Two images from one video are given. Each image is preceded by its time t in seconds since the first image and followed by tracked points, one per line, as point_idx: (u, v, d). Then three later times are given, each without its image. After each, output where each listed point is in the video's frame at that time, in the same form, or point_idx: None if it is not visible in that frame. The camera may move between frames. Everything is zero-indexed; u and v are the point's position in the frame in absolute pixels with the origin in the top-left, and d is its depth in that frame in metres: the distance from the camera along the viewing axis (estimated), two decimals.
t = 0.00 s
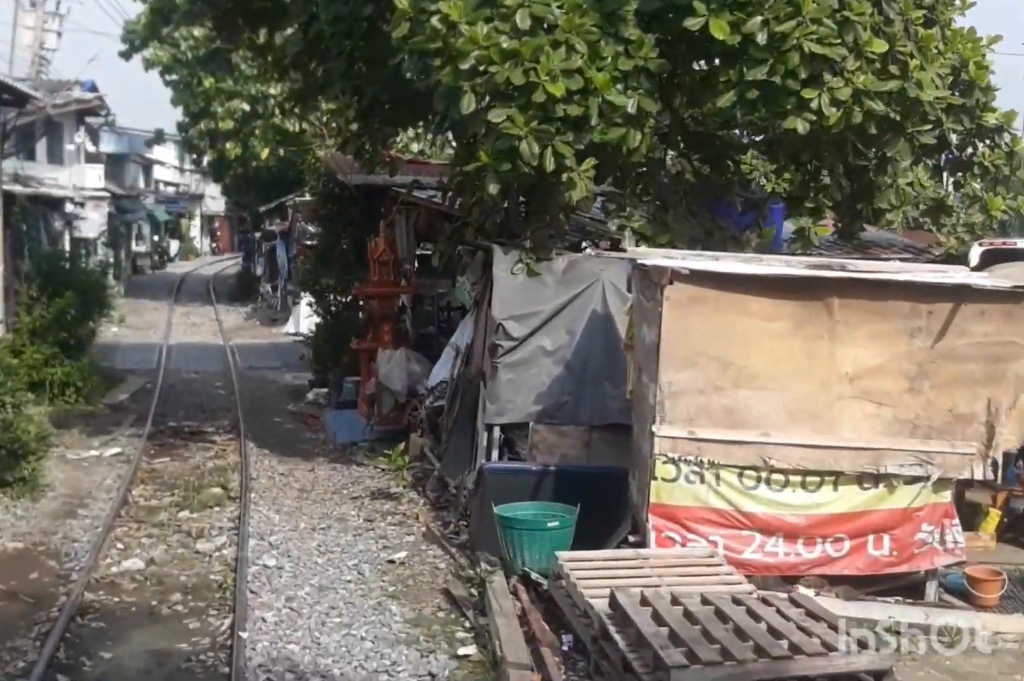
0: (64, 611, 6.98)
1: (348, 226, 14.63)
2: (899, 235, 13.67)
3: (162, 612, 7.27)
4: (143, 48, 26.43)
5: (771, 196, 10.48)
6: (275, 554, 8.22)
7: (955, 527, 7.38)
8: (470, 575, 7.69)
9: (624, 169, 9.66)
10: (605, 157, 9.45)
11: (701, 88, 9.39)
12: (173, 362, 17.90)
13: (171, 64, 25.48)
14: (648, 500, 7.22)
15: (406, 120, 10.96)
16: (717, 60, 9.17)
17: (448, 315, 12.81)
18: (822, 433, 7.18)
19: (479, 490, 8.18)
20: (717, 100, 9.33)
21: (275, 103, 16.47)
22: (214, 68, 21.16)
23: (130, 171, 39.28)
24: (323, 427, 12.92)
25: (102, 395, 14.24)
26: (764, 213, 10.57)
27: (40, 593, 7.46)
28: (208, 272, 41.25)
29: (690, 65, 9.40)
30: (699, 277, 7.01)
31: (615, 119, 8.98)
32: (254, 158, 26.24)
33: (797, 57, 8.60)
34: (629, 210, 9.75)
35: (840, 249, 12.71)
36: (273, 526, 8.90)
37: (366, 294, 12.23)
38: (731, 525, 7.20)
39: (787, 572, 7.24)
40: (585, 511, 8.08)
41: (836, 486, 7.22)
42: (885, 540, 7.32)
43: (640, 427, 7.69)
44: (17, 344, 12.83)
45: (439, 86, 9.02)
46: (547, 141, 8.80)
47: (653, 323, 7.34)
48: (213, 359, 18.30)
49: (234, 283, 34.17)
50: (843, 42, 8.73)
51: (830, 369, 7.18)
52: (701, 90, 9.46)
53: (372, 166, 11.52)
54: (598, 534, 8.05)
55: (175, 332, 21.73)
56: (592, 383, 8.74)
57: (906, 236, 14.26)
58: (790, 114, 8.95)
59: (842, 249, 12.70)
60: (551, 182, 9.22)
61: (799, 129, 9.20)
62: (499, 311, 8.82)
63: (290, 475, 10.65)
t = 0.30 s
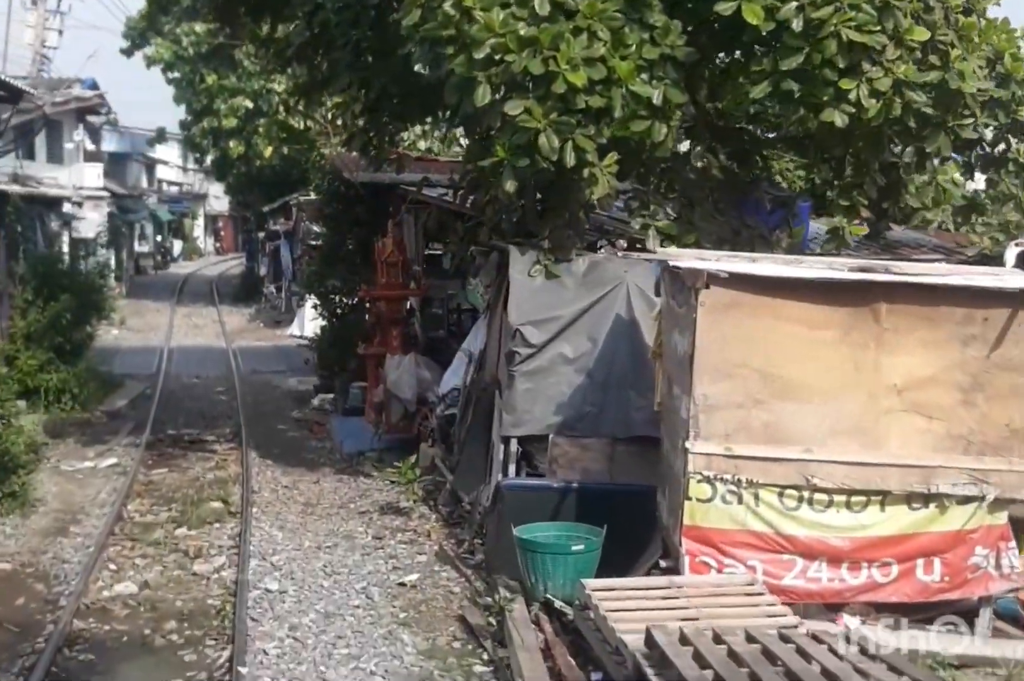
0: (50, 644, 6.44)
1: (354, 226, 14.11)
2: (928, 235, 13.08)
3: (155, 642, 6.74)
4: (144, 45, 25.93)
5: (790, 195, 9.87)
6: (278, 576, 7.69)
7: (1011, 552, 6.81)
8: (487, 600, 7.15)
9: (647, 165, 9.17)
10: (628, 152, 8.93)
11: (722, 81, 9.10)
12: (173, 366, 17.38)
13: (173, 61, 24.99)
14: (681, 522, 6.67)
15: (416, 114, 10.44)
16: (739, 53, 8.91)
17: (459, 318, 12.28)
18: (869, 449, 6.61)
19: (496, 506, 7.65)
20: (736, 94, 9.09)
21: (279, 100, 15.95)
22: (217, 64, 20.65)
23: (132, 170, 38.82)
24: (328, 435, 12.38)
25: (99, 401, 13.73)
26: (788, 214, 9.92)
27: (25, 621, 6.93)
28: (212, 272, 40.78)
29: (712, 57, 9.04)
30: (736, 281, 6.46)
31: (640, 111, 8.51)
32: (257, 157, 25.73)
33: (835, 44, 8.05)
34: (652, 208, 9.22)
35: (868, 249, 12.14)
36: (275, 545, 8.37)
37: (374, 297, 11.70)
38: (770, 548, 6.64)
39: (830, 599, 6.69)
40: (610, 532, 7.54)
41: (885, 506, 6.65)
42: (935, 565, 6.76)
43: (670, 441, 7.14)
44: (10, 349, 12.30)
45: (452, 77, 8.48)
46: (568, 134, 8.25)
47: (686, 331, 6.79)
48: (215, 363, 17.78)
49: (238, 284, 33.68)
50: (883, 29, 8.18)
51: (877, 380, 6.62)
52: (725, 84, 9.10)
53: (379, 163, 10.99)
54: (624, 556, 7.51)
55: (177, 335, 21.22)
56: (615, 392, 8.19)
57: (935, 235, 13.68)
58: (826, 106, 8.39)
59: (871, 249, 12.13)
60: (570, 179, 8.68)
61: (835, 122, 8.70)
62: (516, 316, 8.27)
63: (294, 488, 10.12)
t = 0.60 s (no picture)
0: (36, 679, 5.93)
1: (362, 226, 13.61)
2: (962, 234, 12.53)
3: (150, 676, 6.24)
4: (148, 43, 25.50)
5: (825, 193, 9.13)
6: (282, 602, 7.18)
7: None
8: (507, 632, 6.60)
9: (674, 162, 8.68)
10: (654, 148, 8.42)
11: (743, 77, 8.58)
12: (176, 370, 16.90)
13: (178, 59, 24.55)
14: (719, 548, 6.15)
15: (427, 110, 9.90)
16: (760, 47, 8.51)
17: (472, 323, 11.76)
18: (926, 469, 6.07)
19: (515, 527, 7.12)
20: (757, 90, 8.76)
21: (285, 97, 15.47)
22: (222, 62, 20.19)
23: (137, 171, 38.40)
24: (336, 446, 11.87)
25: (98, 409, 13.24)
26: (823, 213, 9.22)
27: (10, 653, 6.44)
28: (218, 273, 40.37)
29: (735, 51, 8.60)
30: (780, 285, 5.93)
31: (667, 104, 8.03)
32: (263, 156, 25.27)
33: (879, 32, 7.56)
34: (679, 207, 8.72)
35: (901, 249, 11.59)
36: (280, 567, 7.86)
37: (383, 301, 11.20)
38: (818, 579, 6.14)
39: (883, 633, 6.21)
40: (639, 554, 7.01)
41: (942, 532, 6.13)
42: (997, 595, 6.27)
43: (705, 460, 6.60)
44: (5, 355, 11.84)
45: (468, 68, 7.99)
46: (591, 129, 7.73)
47: (723, 339, 6.25)
48: (219, 367, 17.29)
49: (243, 286, 33.23)
50: (929, 15, 7.67)
51: (933, 393, 6.08)
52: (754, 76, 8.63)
53: (389, 161, 10.49)
54: (655, 582, 6.98)
55: (180, 338, 20.74)
56: (642, 404, 7.66)
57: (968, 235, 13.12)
58: (868, 98, 7.86)
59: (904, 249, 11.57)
60: (593, 176, 8.18)
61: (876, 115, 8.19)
62: (536, 322, 7.75)
63: (300, 503, 9.62)
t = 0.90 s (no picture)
0: None
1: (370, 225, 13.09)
2: (998, 234, 11.98)
3: None
4: (150, 39, 25.01)
5: (862, 190, 8.64)
6: (286, 631, 6.67)
7: None
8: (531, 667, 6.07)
9: (705, 157, 8.16)
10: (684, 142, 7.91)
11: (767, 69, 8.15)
12: (178, 374, 16.40)
13: (182, 55, 24.07)
14: (764, 577, 5.65)
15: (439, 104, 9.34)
16: (784, 38, 8.08)
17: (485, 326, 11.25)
18: (992, 491, 5.53)
19: (537, 551, 6.58)
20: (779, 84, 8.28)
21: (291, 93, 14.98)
22: (227, 57, 19.71)
23: (141, 170, 37.97)
24: (343, 455, 11.35)
25: (97, 415, 12.74)
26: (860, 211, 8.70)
27: None
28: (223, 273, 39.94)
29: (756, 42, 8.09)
30: (833, 290, 5.38)
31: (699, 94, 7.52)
32: (268, 154, 24.78)
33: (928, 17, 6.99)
34: (709, 205, 8.20)
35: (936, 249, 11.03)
36: (283, 591, 7.35)
37: (393, 304, 10.68)
38: (872, 612, 5.63)
39: (944, 671, 5.69)
40: (672, 581, 6.48)
41: (1010, 561, 5.61)
42: None
43: (746, 479, 6.08)
44: None
45: (486, 56, 7.47)
46: (617, 122, 7.22)
47: (768, 350, 5.72)
48: (222, 371, 16.80)
49: (248, 286, 32.74)
50: None
51: (1000, 409, 5.54)
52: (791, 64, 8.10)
53: (400, 157, 9.98)
54: (688, 610, 6.48)
55: (183, 340, 20.26)
56: (674, 417, 7.12)
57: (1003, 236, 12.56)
58: (916, 88, 7.32)
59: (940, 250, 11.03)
60: (621, 169, 7.73)
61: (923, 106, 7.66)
62: (558, 329, 7.22)
63: (305, 518, 9.10)
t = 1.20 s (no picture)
0: None
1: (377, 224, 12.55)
2: None
3: None
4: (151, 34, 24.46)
5: (904, 185, 8.13)
6: (290, 666, 6.11)
7: None
8: None
9: (740, 149, 7.62)
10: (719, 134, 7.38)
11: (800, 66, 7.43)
12: (178, 377, 15.86)
13: (183, 50, 23.54)
14: (819, 614, 5.09)
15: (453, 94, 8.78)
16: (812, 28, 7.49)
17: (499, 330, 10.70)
18: None
19: (563, 580, 6.03)
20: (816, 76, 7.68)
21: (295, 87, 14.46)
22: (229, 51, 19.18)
23: (143, 168, 37.47)
24: (349, 466, 10.80)
25: (92, 422, 12.20)
26: (902, 208, 8.20)
27: None
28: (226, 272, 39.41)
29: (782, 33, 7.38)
30: (900, 295, 4.83)
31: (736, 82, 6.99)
32: (271, 151, 24.25)
33: None
34: (745, 203, 7.68)
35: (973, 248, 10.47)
36: (287, 618, 6.80)
37: (402, 307, 10.12)
38: (939, 654, 5.06)
39: None
40: (708, 611, 5.96)
41: None
42: None
43: (796, 501, 5.52)
44: None
45: (507, 39, 6.93)
46: (649, 111, 6.68)
47: (823, 361, 5.16)
48: (224, 374, 16.25)
49: (251, 285, 32.21)
50: None
51: None
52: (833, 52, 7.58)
53: (411, 152, 9.43)
54: (723, 641, 5.99)
55: (184, 342, 19.73)
56: (710, 432, 6.57)
57: None
58: (971, 75, 6.76)
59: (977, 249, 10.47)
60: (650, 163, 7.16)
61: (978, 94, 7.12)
62: (583, 334, 6.65)
63: (310, 535, 8.56)
